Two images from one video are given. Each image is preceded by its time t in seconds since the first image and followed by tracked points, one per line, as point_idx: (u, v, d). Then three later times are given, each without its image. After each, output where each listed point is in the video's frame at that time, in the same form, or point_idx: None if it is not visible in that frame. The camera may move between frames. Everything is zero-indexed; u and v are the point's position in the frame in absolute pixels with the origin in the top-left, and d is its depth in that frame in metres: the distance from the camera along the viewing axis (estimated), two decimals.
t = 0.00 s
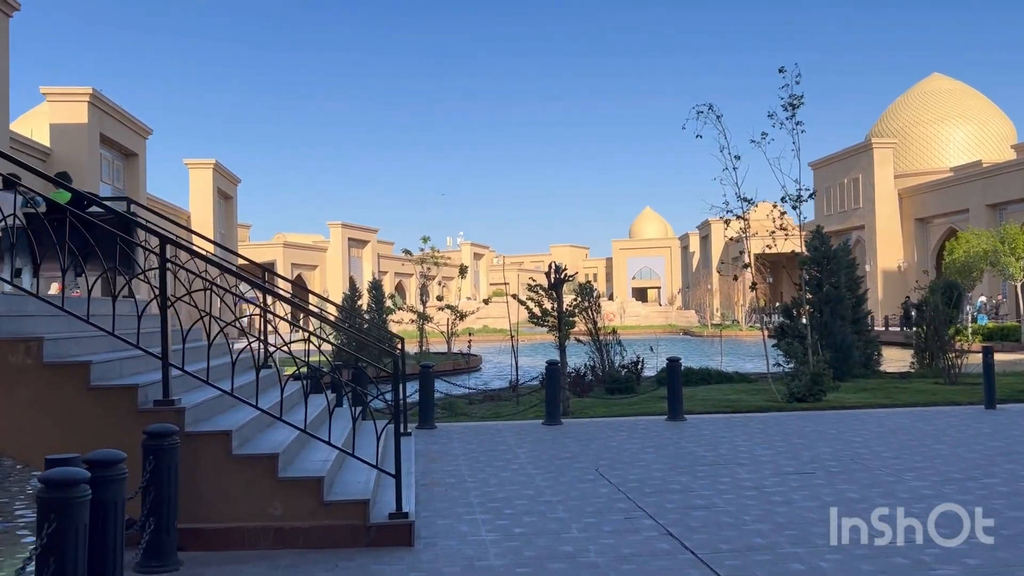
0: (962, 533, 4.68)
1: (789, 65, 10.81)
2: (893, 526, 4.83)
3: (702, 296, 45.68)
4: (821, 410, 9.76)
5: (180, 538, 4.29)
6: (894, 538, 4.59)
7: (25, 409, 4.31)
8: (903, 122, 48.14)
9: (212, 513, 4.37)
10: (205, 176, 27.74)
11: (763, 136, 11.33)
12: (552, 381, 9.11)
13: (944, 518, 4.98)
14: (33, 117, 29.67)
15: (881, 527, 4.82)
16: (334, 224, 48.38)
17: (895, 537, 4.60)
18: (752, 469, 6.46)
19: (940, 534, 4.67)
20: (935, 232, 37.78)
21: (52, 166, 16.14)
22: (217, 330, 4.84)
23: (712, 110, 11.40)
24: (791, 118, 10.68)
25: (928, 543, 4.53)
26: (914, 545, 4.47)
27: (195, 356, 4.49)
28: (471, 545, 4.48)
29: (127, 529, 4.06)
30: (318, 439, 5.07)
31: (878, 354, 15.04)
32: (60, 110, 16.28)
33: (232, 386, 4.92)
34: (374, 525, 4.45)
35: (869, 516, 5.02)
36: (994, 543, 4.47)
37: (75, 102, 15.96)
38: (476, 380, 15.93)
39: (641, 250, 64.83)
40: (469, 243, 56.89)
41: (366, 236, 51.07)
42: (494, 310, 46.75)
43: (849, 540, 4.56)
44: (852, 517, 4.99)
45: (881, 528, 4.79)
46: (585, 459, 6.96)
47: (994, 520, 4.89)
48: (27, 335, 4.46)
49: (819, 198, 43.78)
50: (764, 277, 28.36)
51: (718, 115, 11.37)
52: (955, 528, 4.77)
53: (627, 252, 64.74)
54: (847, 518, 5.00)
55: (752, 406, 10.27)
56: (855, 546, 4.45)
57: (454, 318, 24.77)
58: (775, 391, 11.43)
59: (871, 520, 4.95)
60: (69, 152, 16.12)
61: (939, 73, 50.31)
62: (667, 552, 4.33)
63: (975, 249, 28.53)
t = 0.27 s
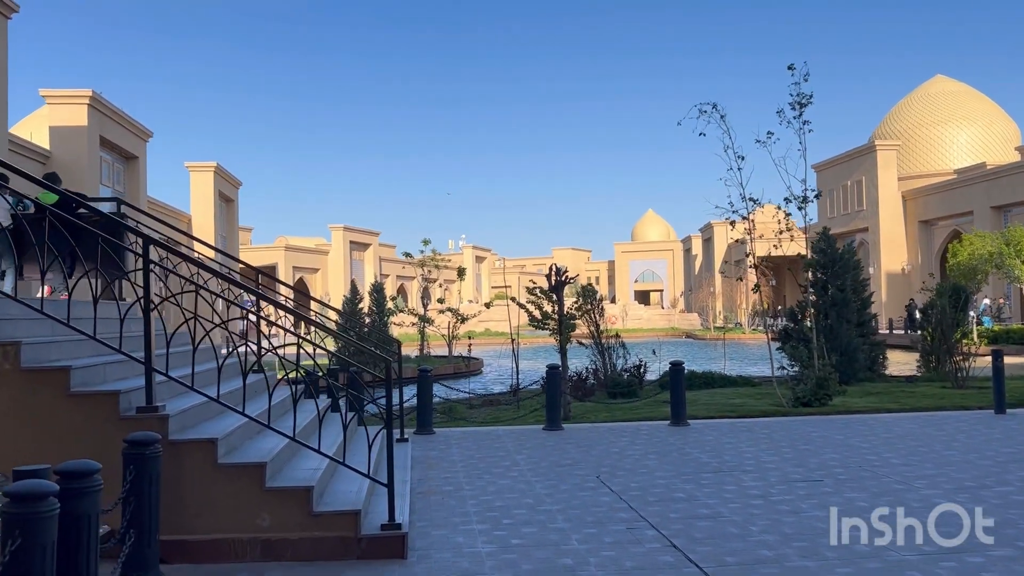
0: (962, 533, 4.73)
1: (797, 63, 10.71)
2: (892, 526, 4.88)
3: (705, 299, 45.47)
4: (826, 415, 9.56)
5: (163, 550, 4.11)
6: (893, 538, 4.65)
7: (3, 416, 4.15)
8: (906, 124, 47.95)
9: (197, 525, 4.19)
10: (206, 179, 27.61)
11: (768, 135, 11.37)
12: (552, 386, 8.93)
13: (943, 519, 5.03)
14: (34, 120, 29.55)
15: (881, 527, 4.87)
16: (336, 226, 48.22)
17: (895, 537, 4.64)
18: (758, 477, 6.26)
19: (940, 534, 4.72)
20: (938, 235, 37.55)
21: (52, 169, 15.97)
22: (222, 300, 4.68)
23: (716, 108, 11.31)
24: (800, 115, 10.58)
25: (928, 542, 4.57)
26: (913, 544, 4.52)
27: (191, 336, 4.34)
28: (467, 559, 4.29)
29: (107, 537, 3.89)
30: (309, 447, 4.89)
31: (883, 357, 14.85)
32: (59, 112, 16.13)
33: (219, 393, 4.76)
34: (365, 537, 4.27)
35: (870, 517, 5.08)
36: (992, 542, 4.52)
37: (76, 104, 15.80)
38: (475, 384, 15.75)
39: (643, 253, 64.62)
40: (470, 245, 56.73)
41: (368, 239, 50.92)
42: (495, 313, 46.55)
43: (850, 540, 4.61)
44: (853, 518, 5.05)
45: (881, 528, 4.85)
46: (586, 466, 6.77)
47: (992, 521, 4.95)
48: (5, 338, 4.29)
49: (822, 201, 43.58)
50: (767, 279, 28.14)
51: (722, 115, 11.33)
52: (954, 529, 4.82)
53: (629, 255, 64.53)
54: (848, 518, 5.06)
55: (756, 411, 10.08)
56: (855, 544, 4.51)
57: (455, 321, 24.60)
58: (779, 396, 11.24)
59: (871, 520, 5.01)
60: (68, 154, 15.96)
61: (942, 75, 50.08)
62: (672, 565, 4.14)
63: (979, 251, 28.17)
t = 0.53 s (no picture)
0: (961, 533, 4.76)
1: (809, 63, 10.50)
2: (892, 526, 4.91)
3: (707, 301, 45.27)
4: (832, 419, 9.36)
5: (139, 561, 3.93)
6: (893, 538, 4.68)
7: None
8: (909, 126, 47.74)
9: (176, 534, 4.02)
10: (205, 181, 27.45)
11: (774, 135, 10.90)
12: (551, 389, 8.74)
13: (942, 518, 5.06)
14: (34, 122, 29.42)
15: (881, 526, 4.90)
16: (337, 229, 48.07)
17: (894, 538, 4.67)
18: (761, 483, 6.08)
19: (940, 534, 4.74)
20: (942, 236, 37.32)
21: (49, 171, 15.79)
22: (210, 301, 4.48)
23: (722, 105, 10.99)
24: (807, 114, 10.64)
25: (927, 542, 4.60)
26: (913, 543, 4.55)
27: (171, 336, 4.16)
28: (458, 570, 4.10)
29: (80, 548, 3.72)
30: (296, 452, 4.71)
31: (888, 359, 14.66)
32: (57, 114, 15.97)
33: (202, 397, 4.58)
34: (352, 548, 4.09)
35: (869, 517, 5.11)
36: (992, 542, 4.55)
37: (74, 105, 15.63)
38: (475, 387, 15.57)
39: (645, 255, 64.42)
40: (472, 248, 56.58)
41: (369, 241, 50.78)
42: (497, 316, 46.37)
43: (849, 540, 4.64)
44: (853, 518, 5.09)
45: (881, 528, 4.88)
46: (585, 471, 6.58)
47: (992, 521, 4.98)
48: None
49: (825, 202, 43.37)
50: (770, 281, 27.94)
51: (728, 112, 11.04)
52: (954, 529, 4.85)
53: (631, 257, 64.32)
54: (847, 518, 5.09)
55: (759, 414, 9.89)
56: (854, 544, 4.54)
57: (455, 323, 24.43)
58: (783, 399, 11.04)
59: (871, 520, 5.04)
60: (67, 156, 15.79)
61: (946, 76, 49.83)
62: None
63: (984, 253, 28.02)
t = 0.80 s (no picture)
0: (960, 533, 4.83)
1: (821, 63, 10.52)
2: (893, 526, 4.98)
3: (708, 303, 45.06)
4: (837, 423, 9.18)
5: None
6: (893, 538, 4.75)
7: None
8: (912, 127, 47.58)
9: (157, 548, 3.84)
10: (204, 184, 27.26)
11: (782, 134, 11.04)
12: (550, 392, 8.58)
13: (943, 519, 5.13)
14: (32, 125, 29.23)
15: (881, 527, 4.97)
16: (337, 231, 47.91)
17: (895, 538, 4.74)
18: (766, 491, 5.90)
19: (940, 534, 4.81)
20: (945, 237, 37.11)
21: (47, 173, 15.59)
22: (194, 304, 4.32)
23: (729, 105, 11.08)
24: (816, 116, 10.78)
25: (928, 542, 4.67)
26: (912, 544, 4.62)
27: (153, 341, 3.99)
28: None
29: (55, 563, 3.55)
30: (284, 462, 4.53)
31: (893, 361, 14.49)
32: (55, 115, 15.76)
33: (186, 405, 4.39)
34: (342, 562, 3.90)
35: (870, 517, 5.18)
36: (991, 542, 4.62)
37: (72, 106, 15.47)
38: (476, 390, 15.41)
39: (647, 257, 64.24)
40: (473, 249, 56.40)
41: (371, 243, 50.62)
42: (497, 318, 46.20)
43: (850, 540, 4.69)
44: (853, 517, 5.16)
45: (881, 528, 4.95)
46: (585, 479, 6.39)
47: (991, 521, 5.05)
48: None
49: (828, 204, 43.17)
50: (773, 283, 27.79)
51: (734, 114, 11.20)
52: (954, 529, 4.92)
53: (633, 259, 64.12)
54: (847, 518, 5.16)
55: (763, 418, 9.72)
56: (854, 544, 4.61)
57: (456, 325, 24.25)
58: (788, 403, 10.84)
59: (872, 520, 5.11)
60: (66, 158, 15.59)
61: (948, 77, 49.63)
62: None
63: (988, 253, 27.88)
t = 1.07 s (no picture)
0: (961, 533, 4.80)
1: (822, 54, 9.97)
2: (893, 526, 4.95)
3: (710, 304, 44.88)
4: (844, 424, 9.00)
5: None
6: (893, 537, 4.71)
7: None
8: (914, 126, 47.36)
9: (138, 556, 3.67)
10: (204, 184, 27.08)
11: (784, 130, 10.54)
12: (551, 393, 8.41)
13: (941, 518, 5.11)
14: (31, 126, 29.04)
15: (880, 526, 4.95)
16: (338, 231, 47.69)
17: (894, 537, 4.71)
18: (774, 495, 5.72)
19: (940, 534, 4.78)
20: (948, 237, 36.89)
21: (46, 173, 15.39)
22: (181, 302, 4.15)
23: (729, 101, 10.56)
24: (816, 110, 10.26)
25: (928, 542, 4.64)
26: (912, 544, 4.59)
27: (135, 340, 3.82)
28: None
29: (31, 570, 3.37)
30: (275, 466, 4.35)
31: (898, 361, 14.30)
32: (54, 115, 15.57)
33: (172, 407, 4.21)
34: (332, 571, 3.73)
35: (869, 516, 5.15)
36: (992, 542, 4.58)
37: (70, 105, 15.32)
38: (476, 391, 15.23)
39: (648, 257, 64.04)
40: (474, 249, 56.23)
41: (371, 243, 50.41)
42: (497, 318, 45.99)
43: (849, 540, 4.67)
44: (853, 517, 5.12)
45: (880, 528, 4.92)
46: (587, 482, 6.22)
47: (992, 521, 5.02)
48: None
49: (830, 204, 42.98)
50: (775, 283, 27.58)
51: (738, 108, 10.64)
52: (955, 529, 4.89)
53: (634, 259, 63.90)
54: (847, 518, 5.12)
55: (768, 419, 9.54)
56: (854, 544, 4.57)
57: (456, 326, 24.05)
58: (793, 403, 10.66)
59: (872, 520, 5.08)
60: (65, 157, 15.38)
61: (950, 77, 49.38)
62: None
63: (991, 253, 27.71)
